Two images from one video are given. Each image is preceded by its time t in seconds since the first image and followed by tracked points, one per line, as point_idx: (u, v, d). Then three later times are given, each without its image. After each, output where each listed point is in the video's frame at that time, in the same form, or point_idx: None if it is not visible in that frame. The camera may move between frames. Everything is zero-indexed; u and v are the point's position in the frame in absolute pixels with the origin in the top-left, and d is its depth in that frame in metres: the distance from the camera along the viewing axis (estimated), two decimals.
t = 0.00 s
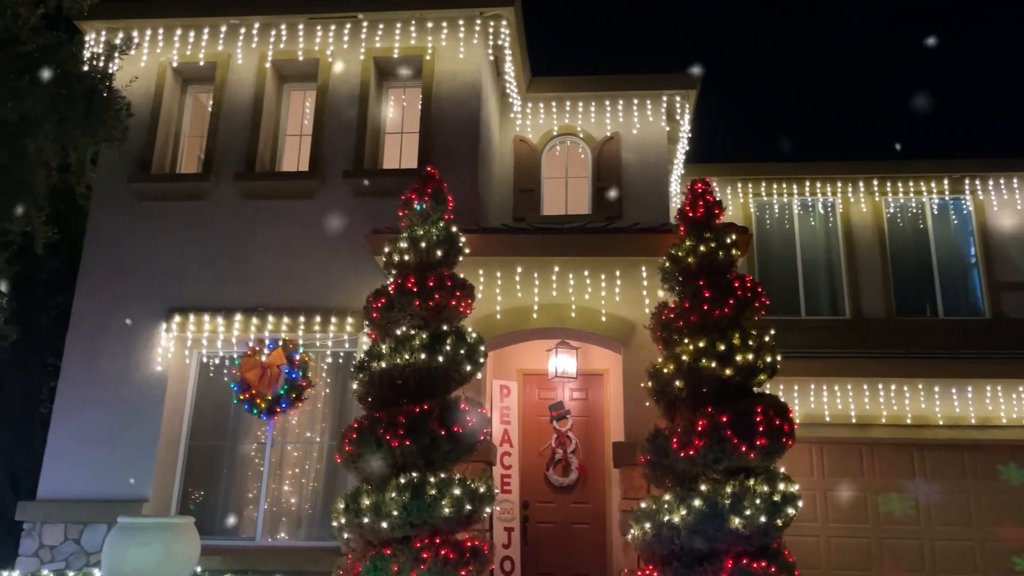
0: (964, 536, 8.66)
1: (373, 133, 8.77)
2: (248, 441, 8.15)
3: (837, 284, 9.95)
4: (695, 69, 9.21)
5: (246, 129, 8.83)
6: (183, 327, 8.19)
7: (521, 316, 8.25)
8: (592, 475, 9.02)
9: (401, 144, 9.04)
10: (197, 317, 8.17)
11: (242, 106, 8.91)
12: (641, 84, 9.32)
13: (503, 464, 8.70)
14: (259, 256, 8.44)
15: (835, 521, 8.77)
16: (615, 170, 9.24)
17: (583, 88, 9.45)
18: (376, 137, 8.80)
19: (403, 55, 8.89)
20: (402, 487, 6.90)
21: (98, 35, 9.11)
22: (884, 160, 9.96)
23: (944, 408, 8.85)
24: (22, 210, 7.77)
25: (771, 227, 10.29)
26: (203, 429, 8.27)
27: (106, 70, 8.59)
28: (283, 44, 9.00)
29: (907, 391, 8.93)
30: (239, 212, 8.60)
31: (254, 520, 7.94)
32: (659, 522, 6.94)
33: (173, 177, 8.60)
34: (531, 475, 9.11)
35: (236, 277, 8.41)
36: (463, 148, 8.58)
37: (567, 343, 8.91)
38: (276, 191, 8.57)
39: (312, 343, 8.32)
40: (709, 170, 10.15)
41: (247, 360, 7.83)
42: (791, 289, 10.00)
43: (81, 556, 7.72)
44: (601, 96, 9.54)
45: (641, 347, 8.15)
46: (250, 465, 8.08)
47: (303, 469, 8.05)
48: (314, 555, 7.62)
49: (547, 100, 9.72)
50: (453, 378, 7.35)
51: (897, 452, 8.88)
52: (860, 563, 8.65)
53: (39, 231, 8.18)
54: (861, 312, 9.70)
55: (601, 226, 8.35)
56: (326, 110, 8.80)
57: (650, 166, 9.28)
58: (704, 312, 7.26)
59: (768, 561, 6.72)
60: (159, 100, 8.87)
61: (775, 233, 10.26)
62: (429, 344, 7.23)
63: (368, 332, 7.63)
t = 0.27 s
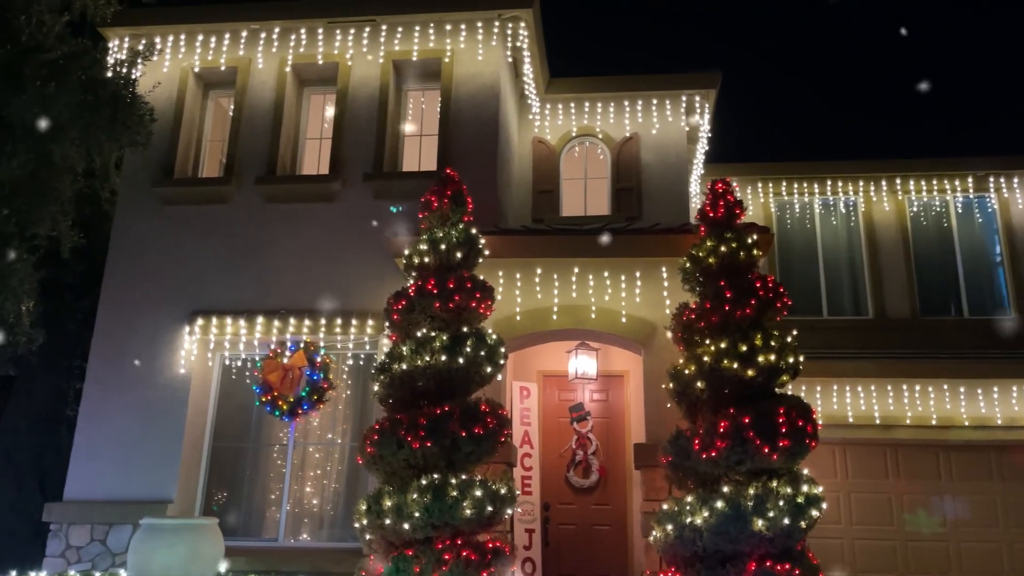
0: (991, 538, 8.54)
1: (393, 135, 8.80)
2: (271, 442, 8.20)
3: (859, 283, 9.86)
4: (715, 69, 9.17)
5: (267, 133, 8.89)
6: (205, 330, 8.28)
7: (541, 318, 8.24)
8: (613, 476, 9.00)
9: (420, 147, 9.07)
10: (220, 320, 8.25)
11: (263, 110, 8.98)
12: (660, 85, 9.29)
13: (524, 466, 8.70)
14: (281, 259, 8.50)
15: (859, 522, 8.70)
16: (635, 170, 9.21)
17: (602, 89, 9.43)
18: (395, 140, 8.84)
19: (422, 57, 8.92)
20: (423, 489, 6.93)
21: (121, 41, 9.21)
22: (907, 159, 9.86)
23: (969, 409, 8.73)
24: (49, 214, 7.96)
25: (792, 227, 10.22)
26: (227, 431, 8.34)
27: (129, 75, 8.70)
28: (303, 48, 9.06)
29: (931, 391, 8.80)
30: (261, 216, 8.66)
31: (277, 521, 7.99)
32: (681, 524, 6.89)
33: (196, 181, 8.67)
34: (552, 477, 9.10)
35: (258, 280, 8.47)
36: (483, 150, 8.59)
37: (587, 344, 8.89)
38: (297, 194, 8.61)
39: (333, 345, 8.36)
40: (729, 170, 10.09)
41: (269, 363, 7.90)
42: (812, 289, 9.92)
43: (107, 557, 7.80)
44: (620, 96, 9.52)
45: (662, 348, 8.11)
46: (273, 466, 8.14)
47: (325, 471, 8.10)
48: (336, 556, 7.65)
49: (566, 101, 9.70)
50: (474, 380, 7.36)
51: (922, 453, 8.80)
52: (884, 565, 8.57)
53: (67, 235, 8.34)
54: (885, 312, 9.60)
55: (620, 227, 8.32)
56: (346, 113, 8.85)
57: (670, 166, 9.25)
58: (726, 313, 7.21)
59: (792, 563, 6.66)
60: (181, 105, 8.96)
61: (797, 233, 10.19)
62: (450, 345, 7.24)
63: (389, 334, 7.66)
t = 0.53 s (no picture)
0: (1019, 538, 8.43)
1: (412, 135, 8.83)
2: (292, 441, 8.26)
3: (882, 280, 9.76)
4: (734, 65, 9.11)
5: (287, 133, 8.94)
6: (227, 329, 8.35)
7: (561, 316, 8.23)
8: (633, 475, 8.97)
9: (439, 146, 9.09)
10: (242, 320, 8.32)
11: (283, 111, 9.03)
12: (679, 82, 9.24)
13: (544, 465, 8.69)
14: (302, 259, 8.55)
15: (883, 522, 8.64)
16: (654, 168, 9.18)
17: (620, 86, 9.41)
18: (414, 139, 8.85)
19: (440, 57, 8.93)
20: (444, 487, 6.93)
21: (143, 44, 9.32)
22: (930, 154, 9.76)
23: (995, 407, 8.57)
24: (74, 216, 8.03)
25: (813, 224, 10.13)
26: (249, 430, 8.40)
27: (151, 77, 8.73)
28: (322, 49, 9.10)
29: (956, 388, 8.66)
30: (281, 216, 8.72)
31: (299, 519, 8.05)
32: (703, 523, 6.87)
33: (218, 182, 8.74)
34: (572, 475, 9.09)
35: (279, 280, 8.53)
36: (501, 148, 8.59)
37: (607, 342, 8.87)
38: (317, 195, 8.66)
39: (354, 344, 8.39)
40: (749, 167, 10.03)
41: (291, 362, 7.96)
42: (834, 286, 9.84)
43: (133, 554, 7.89)
44: (639, 94, 9.49)
45: (682, 346, 8.08)
46: (294, 465, 8.20)
47: (346, 469, 8.14)
48: (358, 554, 7.68)
49: (584, 99, 9.68)
50: (494, 379, 7.37)
51: (946, 452, 8.72)
52: (909, 565, 8.50)
53: (90, 237, 8.39)
54: (908, 309, 9.50)
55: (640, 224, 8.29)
56: (364, 114, 8.88)
57: (689, 163, 9.21)
58: (747, 310, 7.17)
59: (816, 563, 6.60)
60: (202, 107, 9.03)
61: (818, 230, 10.10)
62: (470, 344, 7.25)
63: (409, 333, 7.67)
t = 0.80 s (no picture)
0: None
1: (429, 131, 8.84)
2: (313, 436, 8.32)
3: (904, 274, 9.66)
4: (753, 58, 9.04)
5: (305, 131, 8.98)
6: (247, 326, 8.37)
7: (579, 311, 8.21)
8: (653, 470, 8.95)
9: (456, 143, 9.10)
10: (261, 317, 8.35)
11: (301, 108, 9.07)
12: (698, 75, 9.19)
13: (563, 460, 8.68)
14: (321, 256, 8.59)
15: (906, 518, 8.57)
16: (672, 162, 9.13)
17: (638, 81, 9.36)
18: (432, 136, 8.86)
19: (457, 53, 8.93)
20: (464, 482, 6.96)
21: (163, 44, 9.38)
22: (953, 145, 9.64)
23: (1019, 401, 8.47)
24: (96, 215, 8.14)
25: (834, 218, 10.05)
26: (270, 426, 8.47)
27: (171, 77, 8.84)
28: (340, 46, 9.13)
29: (980, 384, 8.52)
30: (301, 214, 8.76)
31: (320, 514, 8.10)
32: (724, 519, 6.84)
33: (237, 180, 8.79)
34: (592, 471, 9.08)
35: (298, 277, 8.57)
36: (519, 144, 8.58)
37: (626, 338, 8.84)
38: (336, 192, 8.69)
39: (373, 340, 8.43)
40: (769, 161, 9.95)
41: (310, 358, 7.98)
42: (856, 280, 9.74)
43: (157, 549, 7.97)
44: (657, 88, 9.44)
45: (702, 342, 8.04)
46: (314, 461, 8.25)
47: (366, 465, 8.18)
48: (378, 549, 7.72)
49: (602, 93, 9.65)
50: (513, 374, 7.37)
51: (970, 447, 8.63)
52: (933, 561, 8.43)
53: (113, 235, 8.50)
54: (931, 303, 9.41)
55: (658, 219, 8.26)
56: (382, 110, 8.90)
57: (707, 157, 9.16)
58: (767, 305, 7.12)
59: (838, 558, 6.55)
60: (221, 105, 9.09)
61: (839, 224, 10.02)
62: (488, 340, 7.26)
63: (428, 329, 7.70)
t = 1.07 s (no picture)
0: None
1: (447, 125, 8.84)
2: (332, 429, 8.37)
3: (926, 265, 9.56)
4: (772, 48, 8.96)
5: (323, 125, 9.00)
6: (267, 320, 8.45)
7: (597, 304, 8.22)
8: (672, 463, 8.93)
9: (473, 136, 9.10)
10: (281, 311, 8.41)
11: (319, 103, 9.09)
12: (716, 66, 9.12)
13: (581, 453, 8.68)
14: (339, 250, 8.62)
15: (929, 512, 8.51)
16: (691, 154, 9.08)
17: (656, 72, 9.32)
18: (449, 129, 8.87)
19: (474, 46, 8.93)
20: (483, 475, 6.99)
21: (182, 40, 9.44)
22: (975, 134, 9.52)
23: None
24: (118, 210, 8.26)
25: (854, 209, 9.96)
26: (290, 419, 8.52)
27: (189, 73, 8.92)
28: (357, 40, 9.15)
29: (1003, 375, 8.45)
30: (319, 208, 8.79)
31: (340, 507, 8.16)
32: (744, 512, 6.77)
33: (256, 175, 8.84)
34: (610, 464, 9.08)
35: (317, 271, 8.61)
36: (537, 137, 8.57)
37: (644, 331, 8.81)
38: (354, 186, 8.72)
39: (391, 334, 8.46)
40: (788, 152, 9.88)
41: (330, 352, 8.06)
42: (877, 272, 9.65)
43: (180, 541, 8.05)
44: (674, 79, 9.39)
45: (721, 335, 8.01)
46: (334, 453, 8.30)
47: (385, 458, 8.22)
48: (398, 542, 7.75)
49: (619, 85, 9.60)
50: (531, 367, 7.37)
51: (994, 440, 8.54)
52: (955, 555, 8.37)
53: (134, 230, 8.65)
54: (953, 294, 9.31)
55: (677, 211, 8.22)
56: (399, 104, 8.90)
57: (726, 148, 9.11)
58: (787, 297, 7.07)
59: (859, 551, 6.54)
60: (240, 100, 9.14)
61: (859, 215, 9.92)
62: (506, 334, 7.25)
63: (446, 322, 7.73)
